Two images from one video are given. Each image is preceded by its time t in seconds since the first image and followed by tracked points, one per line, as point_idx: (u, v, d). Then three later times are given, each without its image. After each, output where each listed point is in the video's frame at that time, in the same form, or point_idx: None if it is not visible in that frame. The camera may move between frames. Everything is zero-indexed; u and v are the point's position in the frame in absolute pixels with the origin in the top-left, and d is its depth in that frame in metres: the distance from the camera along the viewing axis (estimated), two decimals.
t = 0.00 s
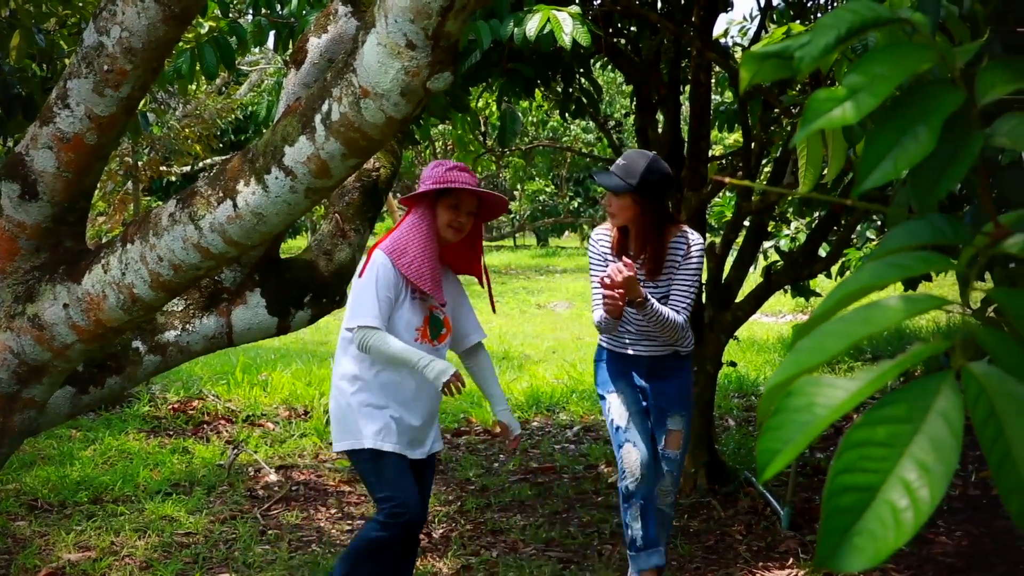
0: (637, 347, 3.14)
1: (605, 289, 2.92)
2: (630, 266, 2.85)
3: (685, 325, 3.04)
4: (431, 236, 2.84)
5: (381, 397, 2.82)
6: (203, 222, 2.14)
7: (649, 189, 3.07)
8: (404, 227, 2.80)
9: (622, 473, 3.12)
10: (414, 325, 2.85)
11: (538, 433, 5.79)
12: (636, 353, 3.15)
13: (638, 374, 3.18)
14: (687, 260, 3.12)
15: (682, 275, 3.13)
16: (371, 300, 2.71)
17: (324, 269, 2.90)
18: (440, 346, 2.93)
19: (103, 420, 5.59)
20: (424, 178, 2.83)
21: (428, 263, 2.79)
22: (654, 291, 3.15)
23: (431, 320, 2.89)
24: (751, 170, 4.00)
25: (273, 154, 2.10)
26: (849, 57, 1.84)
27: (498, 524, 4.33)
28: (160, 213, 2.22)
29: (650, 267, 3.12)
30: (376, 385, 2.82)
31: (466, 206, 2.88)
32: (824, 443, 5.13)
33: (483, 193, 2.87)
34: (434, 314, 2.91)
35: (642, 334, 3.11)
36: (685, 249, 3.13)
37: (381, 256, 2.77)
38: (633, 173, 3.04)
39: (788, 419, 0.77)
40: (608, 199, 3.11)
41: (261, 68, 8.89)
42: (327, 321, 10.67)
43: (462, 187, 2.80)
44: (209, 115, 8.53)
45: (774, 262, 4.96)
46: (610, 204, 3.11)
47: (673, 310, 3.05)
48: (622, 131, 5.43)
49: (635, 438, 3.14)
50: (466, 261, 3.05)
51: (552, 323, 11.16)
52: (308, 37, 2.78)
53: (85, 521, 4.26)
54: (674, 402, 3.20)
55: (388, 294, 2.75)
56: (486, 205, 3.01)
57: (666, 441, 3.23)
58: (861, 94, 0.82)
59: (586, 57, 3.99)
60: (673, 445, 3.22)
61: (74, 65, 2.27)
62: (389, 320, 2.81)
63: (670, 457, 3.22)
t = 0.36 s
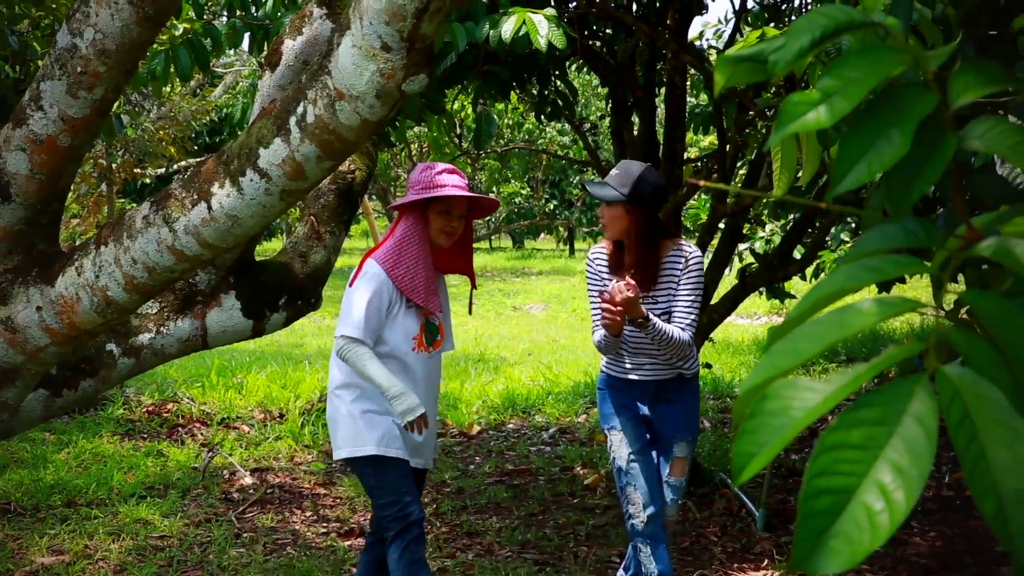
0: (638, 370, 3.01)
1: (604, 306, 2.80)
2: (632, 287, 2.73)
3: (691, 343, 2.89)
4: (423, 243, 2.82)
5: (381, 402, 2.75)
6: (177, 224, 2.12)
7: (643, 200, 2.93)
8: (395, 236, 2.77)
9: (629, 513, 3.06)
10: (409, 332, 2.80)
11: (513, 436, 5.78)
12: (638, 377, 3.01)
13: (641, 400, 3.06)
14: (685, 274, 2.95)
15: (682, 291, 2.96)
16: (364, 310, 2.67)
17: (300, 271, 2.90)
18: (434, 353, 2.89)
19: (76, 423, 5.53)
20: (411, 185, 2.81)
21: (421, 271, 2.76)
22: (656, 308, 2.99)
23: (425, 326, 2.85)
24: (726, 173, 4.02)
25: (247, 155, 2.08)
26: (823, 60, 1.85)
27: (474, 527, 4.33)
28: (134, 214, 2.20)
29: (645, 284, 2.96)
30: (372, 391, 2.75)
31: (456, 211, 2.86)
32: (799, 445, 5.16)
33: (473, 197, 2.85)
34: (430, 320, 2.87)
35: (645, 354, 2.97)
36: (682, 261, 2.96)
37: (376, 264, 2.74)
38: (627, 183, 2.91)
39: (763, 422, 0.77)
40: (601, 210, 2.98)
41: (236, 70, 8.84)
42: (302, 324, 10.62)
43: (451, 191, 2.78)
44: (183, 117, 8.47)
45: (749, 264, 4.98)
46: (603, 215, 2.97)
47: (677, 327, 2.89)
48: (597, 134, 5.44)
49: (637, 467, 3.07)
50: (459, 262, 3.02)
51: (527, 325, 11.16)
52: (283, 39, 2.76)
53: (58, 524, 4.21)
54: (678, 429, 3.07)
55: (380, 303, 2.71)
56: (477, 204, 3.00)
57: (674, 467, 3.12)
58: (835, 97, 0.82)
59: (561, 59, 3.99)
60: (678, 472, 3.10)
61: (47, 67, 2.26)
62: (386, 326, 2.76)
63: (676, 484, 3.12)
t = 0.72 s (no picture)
0: (631, 365, 2.95)
1: (594, 303, 2.76)
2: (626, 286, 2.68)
3: (689, 337, 2.84)
4: (432, 257, 2.69)
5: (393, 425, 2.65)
6: (154, 224, 2.11)
7: (631, 193, 2.90)
8: (403, 254, 2.64)
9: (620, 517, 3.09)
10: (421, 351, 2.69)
11: (492, 435, 5.77)
12: (632, 372, 2.96)
13: (635, 395, 2.99)
14: (677, 267, 2.92)
15: (676, 285, 2.93)
16: (382, 339, 2.55)
17: (277, 270, 2.88)
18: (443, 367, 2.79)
19: (53, 422, 5.47)
20: (410, 197, 2.69)
21: (433, 288, 2.64)
22: (650, 304, 2.95)
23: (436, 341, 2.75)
24: (703, 172, 4.03)
25: (224, 154, 2.07)
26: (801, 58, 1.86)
27: (452, 526, 4.32)
28: (110, 213, 2.18)
29: (637, 279, 2.93)
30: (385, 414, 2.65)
31: (461, 214, 2.76)
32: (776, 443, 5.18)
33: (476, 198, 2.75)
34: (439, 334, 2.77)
35: (637, 351, 2.92)
36: (672, 256, 2.93)
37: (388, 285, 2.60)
38: (614, 176, 2.89)
39: (741, 421, 0.77)
40: (587, 204, 2.95)
41: (214, 68, 8.78)
42: (279, 323, 10.56)
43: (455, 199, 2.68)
44: (160, 115, 8.40)
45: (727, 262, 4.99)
46: (589, 210, 2.95)
47: (675, 323, 2.85)
48: (576, 133, 5.43)
49: (626, 472, 3.06)
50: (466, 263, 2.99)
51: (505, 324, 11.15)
52: (259, 38, 2.74)
53: (34, 524, 4.17)
54: (678, 420, 2.96)
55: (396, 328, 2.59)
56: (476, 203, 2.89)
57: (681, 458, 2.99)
58: (811, 97, 0.82)
59: (539, 58, 3.98)
60: (686, 461, 2.97)
61: (22, 65, 2.25)
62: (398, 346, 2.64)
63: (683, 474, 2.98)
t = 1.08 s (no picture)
0: (625, 366, 2.95)
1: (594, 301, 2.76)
2: (632, 286, 2.64)
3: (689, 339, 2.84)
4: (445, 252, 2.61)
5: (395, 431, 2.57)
6: (136, 223, 2.09)
7: (638, 192, 2.91)
8: (415, 249, 2.56)
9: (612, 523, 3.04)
10: (424, 350, 2.60)
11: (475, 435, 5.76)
12: (626, 374, 2.95)
13: (630, 396, 2.97)
14: (677, 268, 2.91)
15: (675, 286, 2.92)
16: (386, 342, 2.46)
17: (259, 269, 2.87)
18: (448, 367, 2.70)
19: (34, 423, 5.43)
20: (423, 189, 2.62)
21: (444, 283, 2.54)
22: (649, 304, 2.93)
23: (440, 339, 2.65)
24: (686, 172, 4.04)
25: (206, 154, 2.05)
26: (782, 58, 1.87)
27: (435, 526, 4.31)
28: (92, 213, 2.17)
29: (640, 279, 2.92)
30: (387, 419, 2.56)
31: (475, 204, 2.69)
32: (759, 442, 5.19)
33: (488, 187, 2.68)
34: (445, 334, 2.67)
35: (632, 351, 2.91)
36: (672, 258, 2.92)
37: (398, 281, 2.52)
38: (623, 174, 2.90)
39: (722, 419, 0.77)
40: (593, 202, 2.92)
41: (196, 67, 8.73)
42: (262, 322, 10.51)
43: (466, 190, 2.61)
44: (142, 114, 8.34)
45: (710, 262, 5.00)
46: (597, 207, 2.92)
47: (675, 324, 2.84)
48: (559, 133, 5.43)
49: (619, 477, 3.03)
50: (474, 259, 2.89)
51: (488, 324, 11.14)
52: (241, 37, 2.73)
53: (15, 525, 4.14)
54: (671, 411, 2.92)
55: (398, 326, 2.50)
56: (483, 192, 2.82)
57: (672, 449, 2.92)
58: (793, 96, 0.83)
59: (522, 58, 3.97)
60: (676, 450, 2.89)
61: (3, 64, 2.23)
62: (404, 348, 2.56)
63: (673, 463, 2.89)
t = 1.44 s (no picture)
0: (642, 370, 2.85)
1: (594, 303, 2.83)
2: (645, 287, 2.63)
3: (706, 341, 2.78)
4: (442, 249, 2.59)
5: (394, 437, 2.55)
6: (122, 224, 2.08)
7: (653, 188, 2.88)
8: (411, 250, 2.55)
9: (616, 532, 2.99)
10: (426, 349, 2.59)
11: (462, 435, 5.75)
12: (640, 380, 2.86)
13: (644, 406, 2.87)
14: (690, 267, 2.87)
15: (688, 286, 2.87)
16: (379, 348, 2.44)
17: (246, 270, 2.86)
18: (457, 364, 2.68)
19: (20, 424, 5.39)
20: (407, 185, 2.60)
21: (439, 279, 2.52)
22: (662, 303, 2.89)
23: (441, 337, 2.64)
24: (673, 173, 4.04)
25: (192, 154, 2.04)
26: (768, 59, 1.88)
27: (423, 527, 4.30)
28: (78, 213, 2.15)
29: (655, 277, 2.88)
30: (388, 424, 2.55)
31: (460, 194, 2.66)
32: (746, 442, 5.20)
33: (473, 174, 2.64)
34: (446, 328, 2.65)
35: (649, 355, 2.83)
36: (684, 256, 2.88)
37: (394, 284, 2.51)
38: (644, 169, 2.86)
39: (711, 421, 0.77)
40: (615, 195, 2.85)
41: (182, 67, 8.69)
42: (248, 323, 10.48)
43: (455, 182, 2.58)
44: (128, 115, 8.30)
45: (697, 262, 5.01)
46: (619, 201, 2.85)
47: (691, 325, 2.78)
48: (546, 133, 5.43)
49: (628, 490, 2.93)
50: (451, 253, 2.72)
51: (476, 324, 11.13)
52: (228, 37, 2.72)
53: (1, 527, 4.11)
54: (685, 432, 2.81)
55: (396, 329, 2.49)
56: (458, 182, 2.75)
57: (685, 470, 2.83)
58: (780, 97, 0.83)
59: (509, 59, 3.97)
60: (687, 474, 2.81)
61: None
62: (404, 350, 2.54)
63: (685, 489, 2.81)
